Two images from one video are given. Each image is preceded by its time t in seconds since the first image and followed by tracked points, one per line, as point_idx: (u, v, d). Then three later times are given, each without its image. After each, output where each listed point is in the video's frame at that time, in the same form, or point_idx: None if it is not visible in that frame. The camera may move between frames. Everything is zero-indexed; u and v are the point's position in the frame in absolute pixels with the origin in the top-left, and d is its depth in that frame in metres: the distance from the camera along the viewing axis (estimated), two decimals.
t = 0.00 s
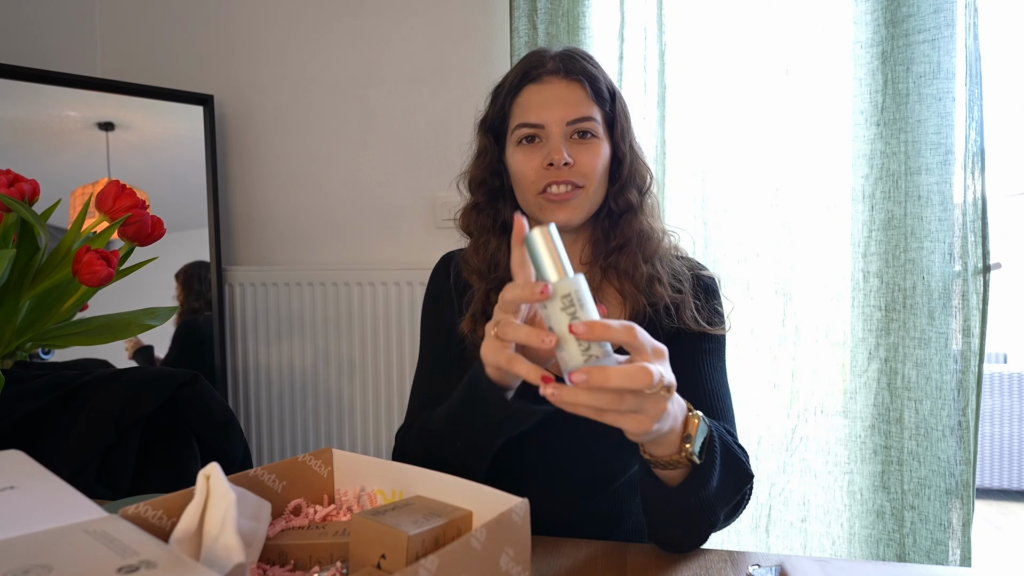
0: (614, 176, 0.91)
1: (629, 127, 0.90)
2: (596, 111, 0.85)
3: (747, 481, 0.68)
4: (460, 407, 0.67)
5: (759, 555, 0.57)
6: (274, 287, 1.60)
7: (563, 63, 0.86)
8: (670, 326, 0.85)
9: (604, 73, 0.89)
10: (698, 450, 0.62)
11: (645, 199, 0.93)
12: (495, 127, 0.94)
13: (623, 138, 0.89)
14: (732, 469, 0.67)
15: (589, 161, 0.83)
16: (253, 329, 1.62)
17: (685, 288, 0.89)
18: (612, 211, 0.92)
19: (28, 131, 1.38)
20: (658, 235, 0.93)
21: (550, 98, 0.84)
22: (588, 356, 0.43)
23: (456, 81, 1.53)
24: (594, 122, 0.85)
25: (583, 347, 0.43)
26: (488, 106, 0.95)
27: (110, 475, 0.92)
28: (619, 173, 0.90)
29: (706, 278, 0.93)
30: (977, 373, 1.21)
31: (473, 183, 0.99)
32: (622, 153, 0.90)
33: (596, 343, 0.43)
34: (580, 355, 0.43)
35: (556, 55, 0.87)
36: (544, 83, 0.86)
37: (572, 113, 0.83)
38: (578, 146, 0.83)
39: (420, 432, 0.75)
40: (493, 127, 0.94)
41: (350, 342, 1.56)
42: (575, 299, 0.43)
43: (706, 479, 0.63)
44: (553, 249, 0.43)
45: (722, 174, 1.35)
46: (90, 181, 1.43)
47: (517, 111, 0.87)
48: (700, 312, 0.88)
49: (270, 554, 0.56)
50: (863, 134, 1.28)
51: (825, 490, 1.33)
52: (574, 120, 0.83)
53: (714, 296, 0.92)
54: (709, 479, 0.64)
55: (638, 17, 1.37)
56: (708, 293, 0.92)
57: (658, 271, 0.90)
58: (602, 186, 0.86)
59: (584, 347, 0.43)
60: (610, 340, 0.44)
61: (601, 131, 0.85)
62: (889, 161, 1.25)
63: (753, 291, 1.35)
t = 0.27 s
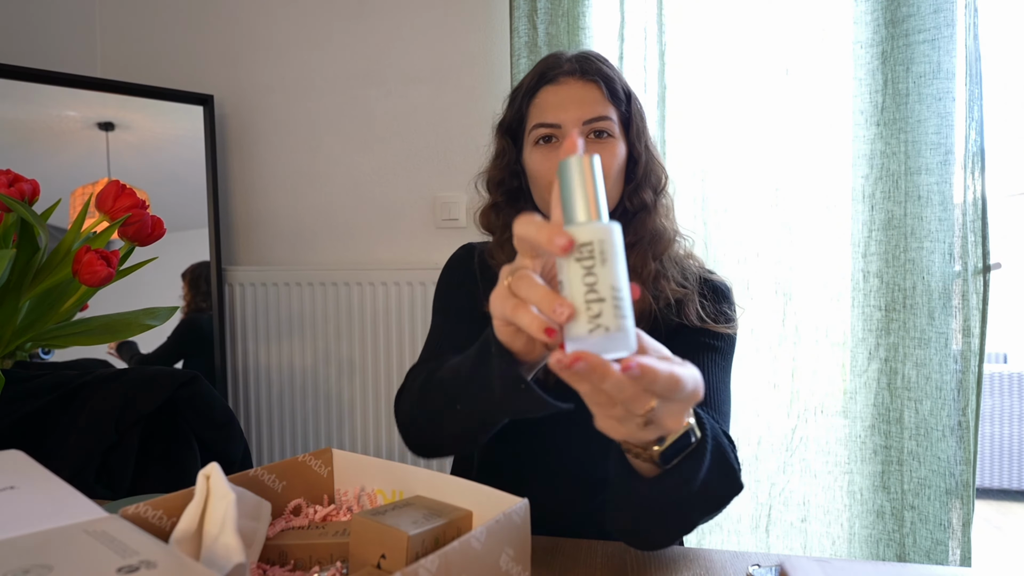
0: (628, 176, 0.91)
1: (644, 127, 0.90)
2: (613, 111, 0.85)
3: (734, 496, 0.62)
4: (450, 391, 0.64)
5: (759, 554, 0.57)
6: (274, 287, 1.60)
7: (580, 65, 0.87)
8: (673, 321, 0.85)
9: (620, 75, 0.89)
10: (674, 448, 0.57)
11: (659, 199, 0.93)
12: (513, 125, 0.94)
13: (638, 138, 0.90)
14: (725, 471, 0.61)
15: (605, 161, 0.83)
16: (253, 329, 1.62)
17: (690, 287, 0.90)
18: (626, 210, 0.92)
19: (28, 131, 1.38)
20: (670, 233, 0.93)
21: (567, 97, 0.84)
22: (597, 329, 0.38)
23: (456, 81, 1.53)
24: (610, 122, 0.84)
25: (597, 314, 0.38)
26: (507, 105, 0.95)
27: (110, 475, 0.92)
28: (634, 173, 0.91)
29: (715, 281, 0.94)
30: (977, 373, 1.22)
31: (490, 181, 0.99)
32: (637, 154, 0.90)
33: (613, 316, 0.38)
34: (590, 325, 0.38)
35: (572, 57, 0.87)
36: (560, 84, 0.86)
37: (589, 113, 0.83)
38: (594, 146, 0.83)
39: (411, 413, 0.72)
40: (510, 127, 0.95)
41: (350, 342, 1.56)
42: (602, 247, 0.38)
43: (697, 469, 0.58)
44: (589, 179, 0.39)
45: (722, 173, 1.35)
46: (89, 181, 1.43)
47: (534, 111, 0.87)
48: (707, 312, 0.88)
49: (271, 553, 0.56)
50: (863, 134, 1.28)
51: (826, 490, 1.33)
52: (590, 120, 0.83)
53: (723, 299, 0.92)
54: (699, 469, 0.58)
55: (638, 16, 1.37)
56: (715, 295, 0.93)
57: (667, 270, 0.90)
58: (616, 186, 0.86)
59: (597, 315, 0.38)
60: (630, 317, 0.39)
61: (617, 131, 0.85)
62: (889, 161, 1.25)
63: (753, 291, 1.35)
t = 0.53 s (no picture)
0: (642, 170, 0.94)
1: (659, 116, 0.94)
2: (624, 100, 0.88)
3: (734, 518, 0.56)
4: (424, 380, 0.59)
5: (765, 560, 0.56)
6: (272, 287, 1.59)
7: (590, 51, 0.89)
8: (681, 320, 0.83)
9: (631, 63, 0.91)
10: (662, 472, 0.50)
11: (674, 195, 0.96)
12: (525, 117, 0.98)
13: (651, 130, 0.92)
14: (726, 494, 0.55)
15: (617, 152, 0.86)
16: (250, 330, 1.60)
17: (700, 288, 0.90)
18: (640, 205, 0.95)
19: (20, 129, 1.37)
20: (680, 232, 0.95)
21: (577, 86, 0.87)
22: (569, 394, 0.31)
23: (454, 78, 1.52)
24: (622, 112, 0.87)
25: (573, 371, 0.31)
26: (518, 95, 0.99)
27: (104, 478, 0.90)
28: (649, 166, 0.94)
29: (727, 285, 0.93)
30: (986, 375, 1.19)
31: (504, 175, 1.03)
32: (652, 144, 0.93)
33: (594, 378, 0.31)
34: (560, 384, 0.31)
35: (584, 47, 0.90)
36: (571, 72, 0.88)
37: (600, 102, 0.86)
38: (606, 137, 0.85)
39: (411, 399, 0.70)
40: (521, 120, 0.98)
41: (349, 343, 1.54)
42: (592, 274, 0.31)
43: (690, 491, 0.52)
44: (581, 167, 0.31)
45: (726, 171, 1.33)
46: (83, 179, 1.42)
47: (545, 100, 0.91)
48: (718, 313, 0.87)
49: (267, 558, 0.55)
50: (868, 131, 1.26)
51: (831, 493, 1.32)
52: (600, 110, 0.85)
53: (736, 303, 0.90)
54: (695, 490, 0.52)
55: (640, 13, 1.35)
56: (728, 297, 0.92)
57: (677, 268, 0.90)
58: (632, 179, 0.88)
59: (572, 373, 0.31)
60: (620, 380, 0.32)
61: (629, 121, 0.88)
62: (896, 160, 1.23)
63: (756, 290, 1.34)
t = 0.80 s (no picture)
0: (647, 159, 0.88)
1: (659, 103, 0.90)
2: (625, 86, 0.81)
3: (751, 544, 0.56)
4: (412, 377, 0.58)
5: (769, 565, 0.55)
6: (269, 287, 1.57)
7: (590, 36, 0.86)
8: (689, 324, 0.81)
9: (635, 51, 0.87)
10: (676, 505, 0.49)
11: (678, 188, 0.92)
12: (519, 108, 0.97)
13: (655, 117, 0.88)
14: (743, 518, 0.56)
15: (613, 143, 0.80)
16: (243, 331, 1.57)
17: (708, 289, 0.87)
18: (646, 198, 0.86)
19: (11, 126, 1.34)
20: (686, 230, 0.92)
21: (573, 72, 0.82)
22: (588, 441, 0.30)
23: (453, 74, 1.50)
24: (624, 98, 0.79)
25: (591, 414, 0.30)
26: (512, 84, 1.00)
27: (94, 483, 0.97)
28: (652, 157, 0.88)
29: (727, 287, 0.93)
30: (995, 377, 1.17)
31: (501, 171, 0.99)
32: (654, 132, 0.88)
33: (617, 420, 0.30)
34: (578, 430, 0.30)
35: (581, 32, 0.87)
36: (570, 58, 0.85)
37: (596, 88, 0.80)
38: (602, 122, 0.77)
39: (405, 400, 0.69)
40: (519, 108, 0.96)
41: (348, 343, 1.53)
42: (616, 288, 0.29)
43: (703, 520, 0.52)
44: (606, 143, 0.31)
45: (729, 166, 1.31)
46: (72, 177, 1.40)
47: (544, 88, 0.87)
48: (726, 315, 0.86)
49: (264, 562, 0.54)
50: (874, 127, 1.24)
51: (838, 497, 1.30)
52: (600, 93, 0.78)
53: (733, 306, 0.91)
54: (709, 518, 0.53)
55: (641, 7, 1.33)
56: (735, 298, 0.94)
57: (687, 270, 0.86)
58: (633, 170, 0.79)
59: (592, 415, 0.30)
60: (646, 420, 0.30)
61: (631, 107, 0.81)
62: (902, 157, 1.22)
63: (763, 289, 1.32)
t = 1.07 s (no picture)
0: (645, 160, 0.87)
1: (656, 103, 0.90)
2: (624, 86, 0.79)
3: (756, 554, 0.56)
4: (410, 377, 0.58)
5: (770, 566, 0.54)
6: (269, 287, 1.57)
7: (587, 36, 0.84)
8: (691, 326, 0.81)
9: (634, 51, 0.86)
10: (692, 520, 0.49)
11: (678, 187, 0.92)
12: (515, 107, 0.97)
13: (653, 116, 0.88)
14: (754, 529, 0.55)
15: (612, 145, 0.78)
16: (246, 331, 1.59)
17: (710, 291, 0.87)
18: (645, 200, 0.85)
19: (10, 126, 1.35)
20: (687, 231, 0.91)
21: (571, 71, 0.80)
22: (615, 447, 0.29)
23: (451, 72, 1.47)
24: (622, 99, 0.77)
25: (620, 420, 0.29)
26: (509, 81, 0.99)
27: (94, 483, 0.97)
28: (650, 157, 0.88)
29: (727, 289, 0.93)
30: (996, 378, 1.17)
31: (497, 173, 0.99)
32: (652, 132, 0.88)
33: (646, 428, 0.29)
34: (604, 435, 0.30)
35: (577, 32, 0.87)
36: (568, 58, 0.86)
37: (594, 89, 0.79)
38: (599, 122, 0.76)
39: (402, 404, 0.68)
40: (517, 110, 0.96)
41: (346, 344, 1.52)
42: (654, 292, 0.29)
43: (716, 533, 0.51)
44: (651, 144, 0.30)
45: (728, 165, 1.31)
46: (67, 177, 1.39)
47: (541, 88, 0.87)
48: (726, 317, 0.86)
49: (262, 563, 0.54)
50: (875, 126, 1.23)
51: (838, 498, 1.30)
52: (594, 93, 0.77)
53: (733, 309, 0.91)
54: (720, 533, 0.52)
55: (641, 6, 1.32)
56: (735, 300, 0.94)
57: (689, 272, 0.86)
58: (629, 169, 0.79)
59: (621, 421, 0.29)
60: (674, 429, 0.30)
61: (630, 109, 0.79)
62: (904, 157, 1.21)
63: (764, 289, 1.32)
